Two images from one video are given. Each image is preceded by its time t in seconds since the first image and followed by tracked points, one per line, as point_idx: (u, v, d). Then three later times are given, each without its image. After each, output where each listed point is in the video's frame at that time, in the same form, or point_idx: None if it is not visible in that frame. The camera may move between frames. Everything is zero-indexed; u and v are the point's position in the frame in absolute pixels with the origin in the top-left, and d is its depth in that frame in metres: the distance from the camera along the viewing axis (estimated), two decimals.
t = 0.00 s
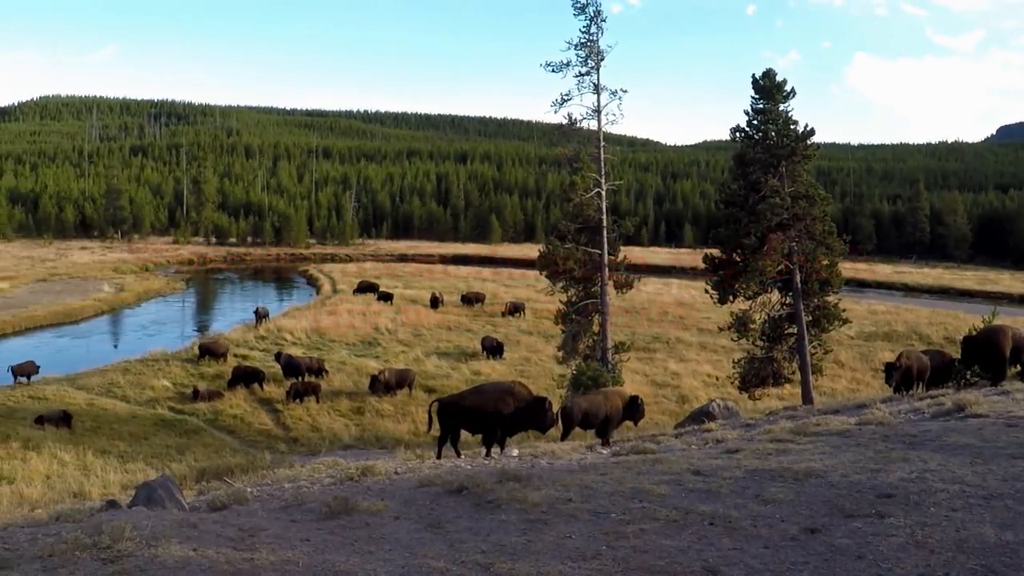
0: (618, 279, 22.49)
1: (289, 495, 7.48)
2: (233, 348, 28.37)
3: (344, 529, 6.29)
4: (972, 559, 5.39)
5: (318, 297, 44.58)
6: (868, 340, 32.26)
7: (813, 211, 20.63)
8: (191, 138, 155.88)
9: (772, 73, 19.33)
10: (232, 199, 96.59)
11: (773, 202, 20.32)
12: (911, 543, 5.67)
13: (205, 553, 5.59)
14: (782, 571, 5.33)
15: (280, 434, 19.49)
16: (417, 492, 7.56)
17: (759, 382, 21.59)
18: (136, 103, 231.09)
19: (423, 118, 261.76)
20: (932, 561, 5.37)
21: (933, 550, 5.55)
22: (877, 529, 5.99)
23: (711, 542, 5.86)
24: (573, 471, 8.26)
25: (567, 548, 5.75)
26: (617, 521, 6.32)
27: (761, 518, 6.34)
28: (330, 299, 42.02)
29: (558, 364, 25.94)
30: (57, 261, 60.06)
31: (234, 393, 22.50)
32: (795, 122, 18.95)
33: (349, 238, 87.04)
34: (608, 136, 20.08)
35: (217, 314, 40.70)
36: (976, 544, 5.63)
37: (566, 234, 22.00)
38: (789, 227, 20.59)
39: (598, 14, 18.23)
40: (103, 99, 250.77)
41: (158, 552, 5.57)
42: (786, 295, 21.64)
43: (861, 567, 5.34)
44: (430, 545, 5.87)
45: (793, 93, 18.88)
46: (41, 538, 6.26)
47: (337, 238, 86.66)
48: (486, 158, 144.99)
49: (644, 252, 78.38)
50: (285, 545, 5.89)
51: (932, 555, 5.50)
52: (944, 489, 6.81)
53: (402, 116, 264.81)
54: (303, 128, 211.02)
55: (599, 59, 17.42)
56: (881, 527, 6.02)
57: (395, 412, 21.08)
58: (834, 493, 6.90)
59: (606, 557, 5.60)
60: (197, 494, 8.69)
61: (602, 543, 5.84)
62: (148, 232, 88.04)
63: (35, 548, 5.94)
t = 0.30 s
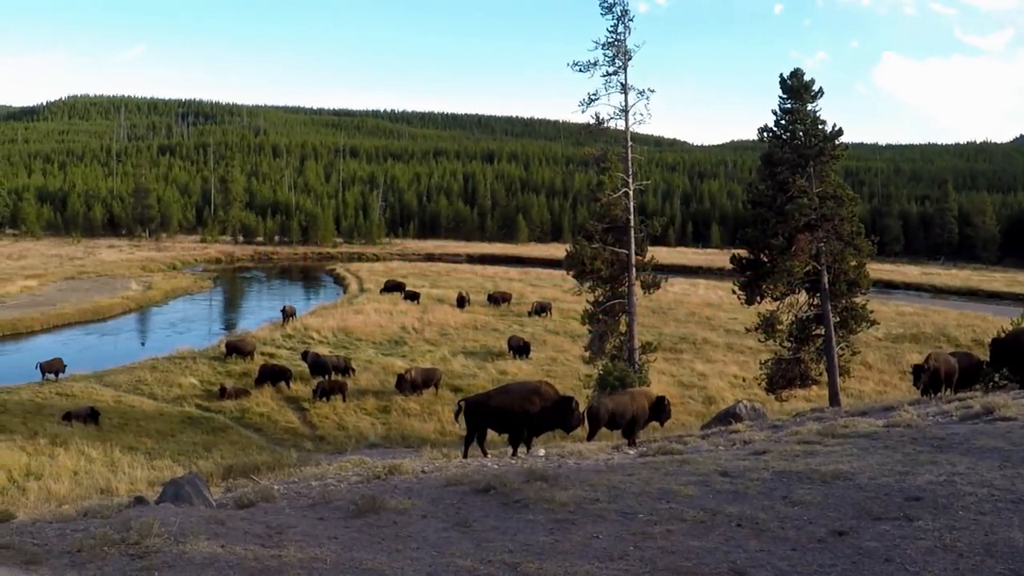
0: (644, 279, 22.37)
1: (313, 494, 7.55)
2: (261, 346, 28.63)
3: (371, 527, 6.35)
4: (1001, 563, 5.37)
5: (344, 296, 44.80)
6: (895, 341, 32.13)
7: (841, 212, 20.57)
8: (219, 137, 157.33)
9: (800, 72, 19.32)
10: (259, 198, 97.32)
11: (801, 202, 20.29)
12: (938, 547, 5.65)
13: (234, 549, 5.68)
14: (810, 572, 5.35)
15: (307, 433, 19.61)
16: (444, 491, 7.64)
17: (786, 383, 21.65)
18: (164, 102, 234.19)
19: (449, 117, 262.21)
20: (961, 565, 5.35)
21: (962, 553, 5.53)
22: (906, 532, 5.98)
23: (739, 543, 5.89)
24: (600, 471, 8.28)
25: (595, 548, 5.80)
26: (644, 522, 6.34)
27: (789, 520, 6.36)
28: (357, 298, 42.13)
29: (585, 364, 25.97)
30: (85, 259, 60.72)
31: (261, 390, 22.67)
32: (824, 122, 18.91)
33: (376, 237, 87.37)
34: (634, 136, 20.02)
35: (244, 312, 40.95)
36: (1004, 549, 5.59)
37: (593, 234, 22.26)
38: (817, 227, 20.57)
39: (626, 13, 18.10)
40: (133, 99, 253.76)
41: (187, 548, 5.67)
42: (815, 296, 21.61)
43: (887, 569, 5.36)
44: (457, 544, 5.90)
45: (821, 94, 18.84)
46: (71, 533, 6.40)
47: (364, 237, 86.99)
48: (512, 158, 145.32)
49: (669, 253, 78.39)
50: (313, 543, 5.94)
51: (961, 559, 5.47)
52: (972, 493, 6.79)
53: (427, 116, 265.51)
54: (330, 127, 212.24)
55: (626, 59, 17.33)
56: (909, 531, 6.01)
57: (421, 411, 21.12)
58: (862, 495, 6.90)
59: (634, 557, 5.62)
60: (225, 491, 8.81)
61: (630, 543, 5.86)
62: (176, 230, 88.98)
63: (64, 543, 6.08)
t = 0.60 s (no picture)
0: (679, 279, 22.53)
1: (349, 492, 7.97)
2: (295, 344, 29.04)
3: (407, 526, 6.70)
4: None
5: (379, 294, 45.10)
6: (932, 343, 31.92)
7: (877, 212, 20.57)
8: (254, 136, 159.13)
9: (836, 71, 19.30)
10: (293, 197, 98.29)
11: (837, 202, 20.27)
12: (975, 550, 5.80)
13: (270, 546, 6.09)
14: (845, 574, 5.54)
15: (340, 430, 19.86)
16: (478, 489, 8.03)
17: (820, 384, 21.58)
18: (200, 101, 237.65)
19: (483, 115, 262.13)
20: (998, 569, 5.48)
21: (998, 558, 5.66)
22: (941, 535, 6.12)
23: (773, 544, 6.11)
24: (635, 471, 8.43)
25: (630, 548, 6.04)
26: (679, 523, 6.59)
27: (824, 522, 6.56)
28: (391, 297, 42.37)
29: (618, 364, 26.03)
30: (122, 256, 61.51)
31: (295, 388, 22.99)
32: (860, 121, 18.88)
33: (410, 235, 87.79)
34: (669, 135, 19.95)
35: (277, 310, 41.42)
36: None
37: (628, 235, 22.86)
38: (853, 227, 20.56)
39: (660, 11, 18.07)
40: (171, 97, 257.48)
41: (222, 545, 6.09)
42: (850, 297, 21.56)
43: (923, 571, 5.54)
44: (492, 542, 6.21)
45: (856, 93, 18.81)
46: (107, 528, 6.85)
47: (399, 235, 87.42)
48: (547, 157, 145.52)
49: (703, 252, 78.31)
50: (347, 540, 6.31)
51: (997, 562, 5.62)
52: (1009, 497, 6.86)
53: (460, 114, 265.75)
54: (366, 126, 213.40)
55: (661, 58, 17.34)
56: (945, 534, 6.14)
57: (454, 409, 21.25)
58: (898, 498, 7.06)
59: (668, 558, 5.86)
60: (259, 488, 9.12)
61: (665, 544, 6.11)
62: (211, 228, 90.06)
63: (100, 538, 6.53)
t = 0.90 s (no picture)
0: (719, 279, 22.42)
1: (388, 490, 8.45)
2: (334, 342, 29.57)
3: (446, 524, 7.17)
4: None
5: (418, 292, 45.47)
6: (972, 344, 31.84)
7: (919, 211, 20.46)
8: (293, 135, 160.94)
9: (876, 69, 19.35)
10: (333, 195, 99.35)
11: (878, 202, 20.27)
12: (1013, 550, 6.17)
13: (309, 543, 6.54)
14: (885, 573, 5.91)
15: (378, 428, 20.25)
16: (518, 489, 8.55)
17: (861, 385, 21.52)
18: (239, 100, 240.29)
19: (522, 114, 261.79)
20: None
21: None
22: (982, 537, 6.44)
23: (815, 546, 6.48)
24: (675, 472, 8.95)
25: (671, 548, 6.46)
26: (719, 523, 7.04)
27: (865, 524, 6.93)
28: (430, 295, 42.72)
29: (657, 363, 26.20)
30: (161, 254, 62.35)
31: (334, 386, 23.49)
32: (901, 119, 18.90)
33: (450, 233, 88.14)
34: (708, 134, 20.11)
35: (316, 309, 42.02)
36: None
37: (668, 234, 22.94)
38: (894, 227, 20.52)
39: (701, 10, 18.40)
40: (213, 97, 261.63)
41: (262, 541, 6.53)
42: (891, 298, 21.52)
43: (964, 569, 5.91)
44: (532, 541, 6.66)
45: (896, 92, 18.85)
46: (147, 524, 7.24)
47: (438, 233, 87.85)
48: (586, 156, 145.67)
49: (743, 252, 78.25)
50: (387, 538, 6.77)
51: None
52: None
53: (500, 113, 265.80)
54: (405, 125, 214.56)
55: (702, 56, 17.61)
56: (986, 536, 6.47)
57: (492, 408, 21.51)
58: (939, 501, 7.42)
59: (709, 558, 6.27)
60: (299, 484, 9.53)
61: (705, 544, 6.53)
62: (250, 227, 90.90)
63: (140, 533, 6.90)
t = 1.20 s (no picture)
0: (759, 279, 22.40)
1: (429, 489, 8.95)
2: (374, 341, 29.89)
3: (487, 523, 7.63)
4: None
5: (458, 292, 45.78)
6: (1014, 345, 31.68)
7: (961, 212, 20.52)
8: (333, 135, 162.67)
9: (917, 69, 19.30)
10: (373, 194, 100.31)
11: (919, 202, 20.30)
12: None
13: (351, 542, 6.94)
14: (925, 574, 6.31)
15: (417, 427, 20.50)
16: (558, 488, 9.05)
17: (901, 386, 21.86)
18: (278, 101, 242.84)
19: (561, 114, 261.68)
20: None
21: None
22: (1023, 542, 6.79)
23: (855, 549, 6.89)
24: (716, 472, 9.45)
25: (713, 549, 6.90)
26: (760, 525, 7.49)
27: (906, 526, 7.34)
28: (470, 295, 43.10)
29: (698, 364, 26.33)
30: (200, 253, 63.01)
31: (374, 385, 23.81)
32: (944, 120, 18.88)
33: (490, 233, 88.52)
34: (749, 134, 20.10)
35: (356, 308, 42.53)
36: None
37: (708, 233, 23.02)
38: (936, 228, 20.56)
39: (742, 9, 18.46)
40: (252, 98, 264.81)
41: (304, 539, 6.90)
42: (932, 299, 21.70)
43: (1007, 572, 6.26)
44: (573, 542, 7.12)
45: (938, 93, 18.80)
46: (188, 522, 7.55)
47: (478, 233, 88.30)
48: (626, 156, 145.93)
49: (784, 252, 78.07)
50: (429, 537, 7.21)
51: None
52: None
53: (539, 113, 265.97)
54: (444, 125, 215.54)
55: (743, 55, 17.70)
56: None
57: (532, 408, 21.71)
58: (980, 503, 7.80)
59: (749, 559, 6.70)
60: (339, 483, 9.97)
61: (746, 546, 6.97)
62: (290, 226, 91.74)
63: (182, 531, 7.23)
